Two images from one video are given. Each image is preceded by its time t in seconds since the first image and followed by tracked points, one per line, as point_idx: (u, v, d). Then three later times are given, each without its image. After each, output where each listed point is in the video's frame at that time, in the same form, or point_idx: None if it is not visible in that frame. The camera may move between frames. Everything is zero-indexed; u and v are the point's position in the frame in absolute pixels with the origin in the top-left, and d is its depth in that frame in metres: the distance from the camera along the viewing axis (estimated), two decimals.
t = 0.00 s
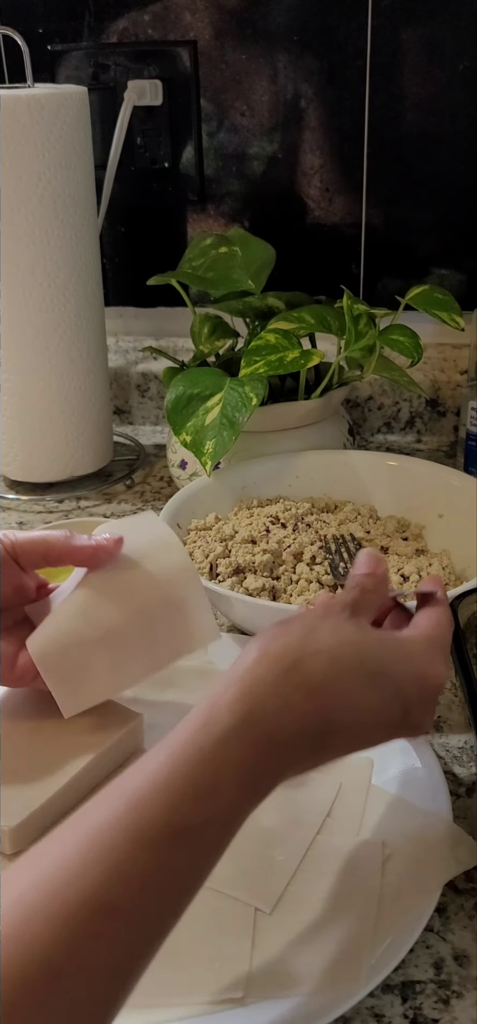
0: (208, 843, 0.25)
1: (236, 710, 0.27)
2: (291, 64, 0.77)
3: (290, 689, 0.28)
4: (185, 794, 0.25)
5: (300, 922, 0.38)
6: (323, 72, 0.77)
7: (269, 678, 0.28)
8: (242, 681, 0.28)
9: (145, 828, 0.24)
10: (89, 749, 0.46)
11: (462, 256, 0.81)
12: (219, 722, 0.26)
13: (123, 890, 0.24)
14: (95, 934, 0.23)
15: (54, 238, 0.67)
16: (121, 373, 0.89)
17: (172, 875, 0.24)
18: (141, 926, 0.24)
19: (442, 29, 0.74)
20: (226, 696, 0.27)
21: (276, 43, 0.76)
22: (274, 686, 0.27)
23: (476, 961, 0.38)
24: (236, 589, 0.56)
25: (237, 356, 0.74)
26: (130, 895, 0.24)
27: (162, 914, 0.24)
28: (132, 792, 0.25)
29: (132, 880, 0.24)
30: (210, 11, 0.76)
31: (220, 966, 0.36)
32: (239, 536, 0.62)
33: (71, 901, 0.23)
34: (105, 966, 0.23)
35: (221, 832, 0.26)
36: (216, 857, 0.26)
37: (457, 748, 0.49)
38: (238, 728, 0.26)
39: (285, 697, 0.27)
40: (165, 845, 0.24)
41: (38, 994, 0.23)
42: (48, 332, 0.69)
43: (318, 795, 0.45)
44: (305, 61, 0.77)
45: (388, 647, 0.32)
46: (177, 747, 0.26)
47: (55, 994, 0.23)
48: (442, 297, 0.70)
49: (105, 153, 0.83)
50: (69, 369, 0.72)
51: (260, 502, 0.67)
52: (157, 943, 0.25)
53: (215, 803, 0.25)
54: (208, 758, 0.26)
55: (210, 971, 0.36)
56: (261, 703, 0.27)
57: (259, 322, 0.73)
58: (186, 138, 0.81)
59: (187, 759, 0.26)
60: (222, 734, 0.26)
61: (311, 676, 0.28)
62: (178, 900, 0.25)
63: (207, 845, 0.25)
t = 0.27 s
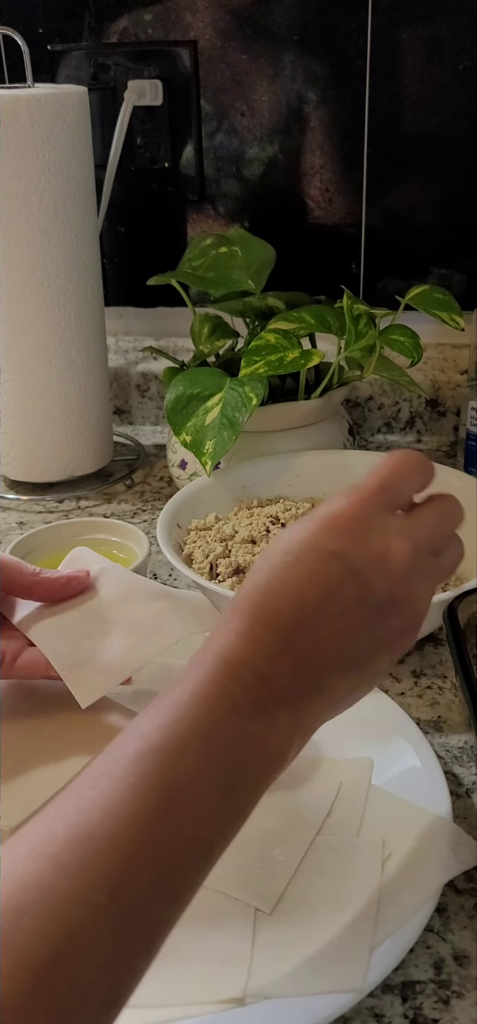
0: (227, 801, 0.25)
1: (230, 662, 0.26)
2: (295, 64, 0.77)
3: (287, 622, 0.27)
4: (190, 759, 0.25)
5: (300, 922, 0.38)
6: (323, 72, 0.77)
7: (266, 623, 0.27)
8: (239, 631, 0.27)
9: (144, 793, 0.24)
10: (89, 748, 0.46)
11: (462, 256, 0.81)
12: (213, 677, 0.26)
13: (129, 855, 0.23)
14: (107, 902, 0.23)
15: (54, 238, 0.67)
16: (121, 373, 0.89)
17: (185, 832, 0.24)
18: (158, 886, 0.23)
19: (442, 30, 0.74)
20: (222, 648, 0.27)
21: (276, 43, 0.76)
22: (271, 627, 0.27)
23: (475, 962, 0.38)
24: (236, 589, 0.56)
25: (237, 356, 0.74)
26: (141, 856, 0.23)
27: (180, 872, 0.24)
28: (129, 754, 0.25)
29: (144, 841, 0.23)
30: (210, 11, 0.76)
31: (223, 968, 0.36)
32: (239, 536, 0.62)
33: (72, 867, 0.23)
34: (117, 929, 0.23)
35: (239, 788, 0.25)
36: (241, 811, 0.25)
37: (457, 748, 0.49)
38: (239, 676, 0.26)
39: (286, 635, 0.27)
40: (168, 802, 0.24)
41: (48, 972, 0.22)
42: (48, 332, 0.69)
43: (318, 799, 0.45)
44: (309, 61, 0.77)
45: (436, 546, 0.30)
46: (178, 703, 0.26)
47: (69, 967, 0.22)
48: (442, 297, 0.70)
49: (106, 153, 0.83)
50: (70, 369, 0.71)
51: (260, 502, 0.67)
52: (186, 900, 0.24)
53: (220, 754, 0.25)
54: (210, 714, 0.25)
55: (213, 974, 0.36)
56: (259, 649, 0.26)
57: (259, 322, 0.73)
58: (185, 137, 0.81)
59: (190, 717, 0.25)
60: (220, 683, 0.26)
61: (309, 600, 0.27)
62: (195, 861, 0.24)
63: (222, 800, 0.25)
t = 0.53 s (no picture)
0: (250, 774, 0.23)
1: (277, 617, 0.25)
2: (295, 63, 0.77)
3: (336, 593, 0.26)
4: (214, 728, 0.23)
5: (300, 922, 0.38)
6: (323, 72, 0.77)
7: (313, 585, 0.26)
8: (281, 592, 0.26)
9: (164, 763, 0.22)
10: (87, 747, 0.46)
11: (462, 256, 0.81)
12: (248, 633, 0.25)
13: (144, 826, 0.22)
14: (115, 876, 0.21)
15: (55, 239, 0.67)
16: (121, 373, 0.89)
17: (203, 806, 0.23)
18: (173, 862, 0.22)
19: (442, 30, 0.74)
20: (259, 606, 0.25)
21: (275, 43, 0.76)
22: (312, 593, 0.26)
23: (475, 962, 0.38)
24: (236, 589, 0.56)
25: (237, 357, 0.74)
26: (156, 828, 0.22)
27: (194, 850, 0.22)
28: (149, 724, 0.23)
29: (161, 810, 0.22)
30: (210, 11, 0.76)
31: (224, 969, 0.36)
32: (238, 536, 0.62)
33: (83, 840, 0.21)
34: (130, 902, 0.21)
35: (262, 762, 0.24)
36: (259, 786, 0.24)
37: (457, 748, 0.49)
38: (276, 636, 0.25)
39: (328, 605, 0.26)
40: (189, 767, 0.22)
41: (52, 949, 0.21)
42: (48, 332, 0.69)
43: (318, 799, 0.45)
44: (312, 61, 0.77)
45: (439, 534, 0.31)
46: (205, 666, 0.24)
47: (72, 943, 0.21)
48: (442, 297, 0.70)
49: (106, 153, 0.83)
50: (70, 369, 0.71)
51: (260, 502, 0.67)
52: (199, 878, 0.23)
53: (249, 722, 0.24)
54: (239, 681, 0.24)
55: (214, 974, 0.36)
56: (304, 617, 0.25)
57: (259, 322, 0.73)
58: (185, 137, 0.81)
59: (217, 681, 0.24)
60: (259, 640, 0.24)
61: (326, 594, 0.26)
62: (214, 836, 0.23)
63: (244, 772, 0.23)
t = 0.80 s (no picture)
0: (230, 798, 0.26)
1: (259, 662, 0.28)
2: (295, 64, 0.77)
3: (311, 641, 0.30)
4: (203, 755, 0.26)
5: (300, 921, 0.38)
6: (323, 72, 0.77)
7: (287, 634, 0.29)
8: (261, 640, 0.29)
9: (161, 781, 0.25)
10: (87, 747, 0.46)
11: (462, 256, 0.81)
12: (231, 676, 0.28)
13: (142, 837, 0.24)
14: (118, 881, 0.23)
15: (55, 239, 0.67)
16: (121, 373, 0.89)
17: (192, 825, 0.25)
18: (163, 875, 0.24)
19: (442, 30, 0.74)
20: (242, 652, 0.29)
21: (275, 43, 0.76)
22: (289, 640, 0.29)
23: (475, 961, 0.38)
24: (236, 589, 0.56)
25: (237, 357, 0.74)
26: (153, 840, 0.24)
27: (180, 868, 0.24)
28: (141, 747, 0.26)
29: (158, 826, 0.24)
30: (209, 11, 0.76)
31: (224, 969, 0.36)
32: (238, 536, 0.62)
33: (87, 845, 0.23)
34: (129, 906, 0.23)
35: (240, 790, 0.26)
36: (237, 811, 0.26)
37: (457, 748, 0.49)
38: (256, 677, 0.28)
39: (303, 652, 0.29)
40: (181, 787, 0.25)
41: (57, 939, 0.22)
42: (49, 332, 0.69)
43: (318, 800, 0.45)
44: (313, 61, 0.77)
45: (423, 593, 0.34)
46: (192, 702, 0.27)
47: (83, 931, 0.22)
48: (442, 298, 0.70)
49: (105, 153, 0.83)
50: (71, 370, 0.71)
51: (260, 502, 0.67)
52: (182, 895, 0.25)
53: (234, 753, 0.26)
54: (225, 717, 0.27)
55: (214, 975, 0.36)
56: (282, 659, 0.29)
57: (259, 322, 0.73)
58: (185, 137, 0.81)
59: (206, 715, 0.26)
60: (242, 684, 0.28)
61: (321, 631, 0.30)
62: (199, 855, 0.25)
63: (227, 797, 0.26)
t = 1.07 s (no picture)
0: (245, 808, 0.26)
1: (277, 665, 0.28)
2: (296, 64, 0.77)
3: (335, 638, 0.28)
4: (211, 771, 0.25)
5: (300, 921, 0.38)
6: (323, 72, 0.77)
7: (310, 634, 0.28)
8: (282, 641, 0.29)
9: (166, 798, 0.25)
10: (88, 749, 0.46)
11: (462, 256, 0.81)
12: (246, 682, 0.27)
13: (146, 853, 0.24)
14: (123, 897, 0.24)
15: (54, 239, 0.67)
16: (121, 373, 0.89)
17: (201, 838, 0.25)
18: (174, 887, 0.24)
19: (442, 28, 0.73)
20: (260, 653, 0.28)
21: (275, 43, 0.76)
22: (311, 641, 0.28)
23: (475, 961, 0.38)
24: (236, 589, 0.56)
25: (237, 356, 0.74)
26: (158, 854, 0.24)
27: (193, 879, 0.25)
28: (150, 758, 0.26)
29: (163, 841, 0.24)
30: (210, 11, 0.76)
31: (224, 969, 0.36)
32: (238, 536, 0.62)
33: (91, 861, 0.24)
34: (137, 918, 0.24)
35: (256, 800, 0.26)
36: (253, 820, 0.26)
37: (457, 747, 0.50)
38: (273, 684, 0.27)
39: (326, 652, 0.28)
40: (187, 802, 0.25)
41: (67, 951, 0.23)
42: (48, 332, 0.69)
43: (318, 799, 0.45)
44: (315, 62, 0.77)
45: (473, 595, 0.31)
46: (205, 710, 0.27)
47: (89, 941, 0.23)
48: (442, 297, 0.70)
49: (106, 153, 0.83)
50: (70, 369, 0.71)
51: (260, 502, 0.67)
52: (198, 903, 0.25)
53: (248, 765, 0.26)
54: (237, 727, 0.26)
55: (214, 975, 0.36)
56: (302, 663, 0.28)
57: (259, 322, 0.73)
58: (185, 137, 0.81)
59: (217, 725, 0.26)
60: (256, 689, 0.27)
61: (351, 631, 0.29)
62: (209, 867, 0.25)
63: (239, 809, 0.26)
